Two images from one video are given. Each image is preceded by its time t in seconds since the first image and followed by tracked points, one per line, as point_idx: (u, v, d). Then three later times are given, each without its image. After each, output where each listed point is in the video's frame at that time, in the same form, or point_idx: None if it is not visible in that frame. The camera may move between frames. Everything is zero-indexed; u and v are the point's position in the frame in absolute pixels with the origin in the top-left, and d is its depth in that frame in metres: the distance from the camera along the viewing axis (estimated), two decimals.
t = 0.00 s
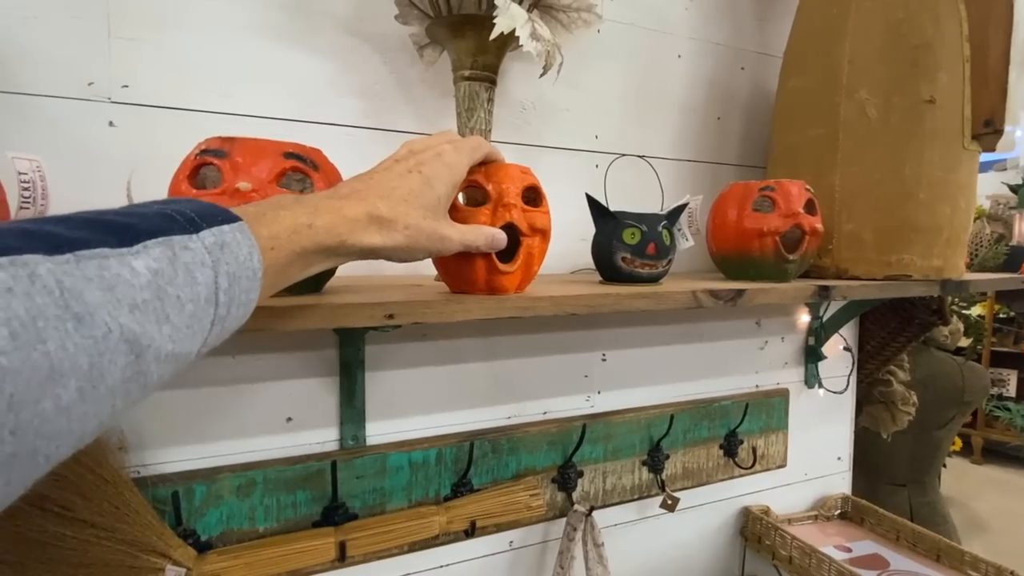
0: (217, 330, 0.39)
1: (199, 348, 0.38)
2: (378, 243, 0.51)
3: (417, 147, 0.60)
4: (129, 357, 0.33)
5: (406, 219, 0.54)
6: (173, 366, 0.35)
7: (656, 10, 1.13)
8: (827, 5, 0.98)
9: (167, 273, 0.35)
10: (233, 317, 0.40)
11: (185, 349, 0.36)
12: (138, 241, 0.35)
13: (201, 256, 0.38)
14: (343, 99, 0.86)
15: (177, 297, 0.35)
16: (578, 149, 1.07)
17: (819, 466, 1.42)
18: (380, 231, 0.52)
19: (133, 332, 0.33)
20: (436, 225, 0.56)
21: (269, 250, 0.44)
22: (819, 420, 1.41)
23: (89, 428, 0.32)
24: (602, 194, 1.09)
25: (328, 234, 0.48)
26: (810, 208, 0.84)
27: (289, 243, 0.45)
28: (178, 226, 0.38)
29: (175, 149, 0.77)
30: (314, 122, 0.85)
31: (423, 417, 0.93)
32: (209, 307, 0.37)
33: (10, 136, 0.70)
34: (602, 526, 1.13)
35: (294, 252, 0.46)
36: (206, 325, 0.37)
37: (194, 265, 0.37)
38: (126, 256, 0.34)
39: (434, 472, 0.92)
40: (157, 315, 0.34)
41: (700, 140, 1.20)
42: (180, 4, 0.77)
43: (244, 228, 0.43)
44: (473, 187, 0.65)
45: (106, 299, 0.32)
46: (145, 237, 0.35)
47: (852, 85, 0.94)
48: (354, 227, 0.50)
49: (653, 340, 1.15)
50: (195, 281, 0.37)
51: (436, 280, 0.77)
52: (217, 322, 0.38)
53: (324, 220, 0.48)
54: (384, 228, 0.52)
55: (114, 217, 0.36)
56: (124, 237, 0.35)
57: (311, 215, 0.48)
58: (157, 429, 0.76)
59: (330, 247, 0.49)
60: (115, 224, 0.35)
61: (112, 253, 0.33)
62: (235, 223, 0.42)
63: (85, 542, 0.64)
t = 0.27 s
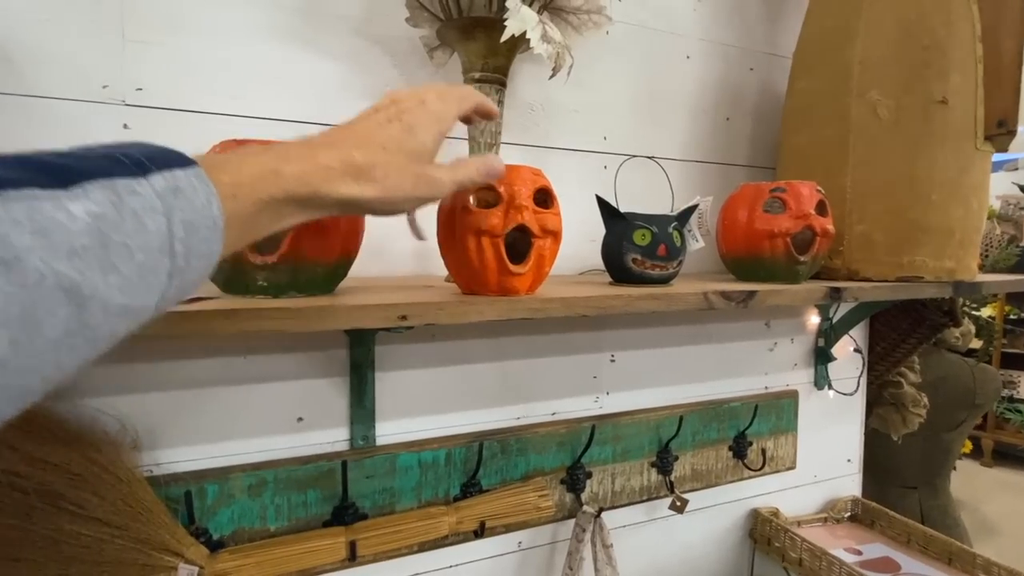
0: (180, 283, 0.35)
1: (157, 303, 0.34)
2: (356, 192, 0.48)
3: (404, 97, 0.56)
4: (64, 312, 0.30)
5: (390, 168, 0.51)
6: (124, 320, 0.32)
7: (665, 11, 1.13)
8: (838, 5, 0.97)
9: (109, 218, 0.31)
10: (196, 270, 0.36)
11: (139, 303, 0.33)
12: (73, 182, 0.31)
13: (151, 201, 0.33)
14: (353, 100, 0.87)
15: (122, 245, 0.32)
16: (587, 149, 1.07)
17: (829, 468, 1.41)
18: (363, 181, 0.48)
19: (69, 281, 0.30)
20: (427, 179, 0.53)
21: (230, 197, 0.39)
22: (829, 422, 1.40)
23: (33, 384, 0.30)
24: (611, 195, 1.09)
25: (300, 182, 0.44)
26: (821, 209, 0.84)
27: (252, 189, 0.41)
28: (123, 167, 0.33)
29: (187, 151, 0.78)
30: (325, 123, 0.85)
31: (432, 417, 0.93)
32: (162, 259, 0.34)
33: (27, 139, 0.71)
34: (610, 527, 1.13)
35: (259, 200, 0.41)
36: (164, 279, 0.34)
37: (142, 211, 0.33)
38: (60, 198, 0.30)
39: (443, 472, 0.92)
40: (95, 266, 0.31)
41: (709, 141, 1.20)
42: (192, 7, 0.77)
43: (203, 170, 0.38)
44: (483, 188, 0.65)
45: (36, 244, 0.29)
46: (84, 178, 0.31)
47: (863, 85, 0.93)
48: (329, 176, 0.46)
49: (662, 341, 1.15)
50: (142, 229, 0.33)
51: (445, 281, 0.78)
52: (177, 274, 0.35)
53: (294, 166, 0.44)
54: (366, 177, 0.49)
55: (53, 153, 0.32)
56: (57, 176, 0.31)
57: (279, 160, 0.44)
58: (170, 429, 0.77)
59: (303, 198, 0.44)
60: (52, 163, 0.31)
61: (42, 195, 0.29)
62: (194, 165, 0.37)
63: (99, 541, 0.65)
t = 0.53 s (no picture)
0: (79, 237, 0.37)
1: (58, 257, 0.36)
2: (287, 141, 0.50)
3: (343, 57, 0.57)
4: None
5: (327, 119, 0.52)
6: (28, 273, 0.35)
7: (673, 11, 1.13)
8: (849, 5, 0.97)
9: None
10: (97, 223, 0.38)
11: (37, 257, 0.35)
12: None
13: (41, 148, 0.35)
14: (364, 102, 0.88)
15: (14, 199, 0.33)
16: (595, 150, 1.07)
17: (838, 469, 1.41)
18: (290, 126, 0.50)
19: None
20: (364, 132, 0.54)
21: (140, 144, 0.41)
22: (838, 423, 1.40)
23: None
24: (620, 195, 1.09)
25: (224, 129, 0.46)
26: (832, 209, 0.84)
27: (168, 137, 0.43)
28: (14, 114, 0.35)
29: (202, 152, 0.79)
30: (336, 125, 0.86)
31: (442, 416, 0.94)
32: (60, 211, 0.36)
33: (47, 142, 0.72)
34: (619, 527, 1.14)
35: (177, 148, 0.43)
36: (60, 232, 0.36)
37: (33, 161, 0.35)
38: None
39: (453, 470, 0.92)
40: None
41: (717, 142, 1.20)
42: (207, 10, 0.78)
43: (102, 118, 0.40)
44: (496, 189, 0.65)
45: None
46: None
47: (875, 85, 0.93)
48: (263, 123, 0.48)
49: (670, 341, 1.15)
50: (37, 179, 0.35)
51: (456, 281, 0.78)
52: (73, 229, 0.37)
53: (213, 113, 0.46)
54: (298, 125, 0.50)
55: None
56: None
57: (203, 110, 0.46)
58: (186, 426, 0.78)
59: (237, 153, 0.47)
60: None
61: None
62: (90, 113, 0.39)
63: (120, 534, 0.66)
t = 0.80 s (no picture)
0: (176, 293, 0.33)
1: (152, 313, 0.32)
2: (353, 183, 0.51)
3: (380, 108, 0.61)
4: (59, 322, 0.28)
5: (383, 163, 0.55)
6: (118, 331, 0.30)
7: (676, 10, 1.13)
8: (852, 3, 0.97)
9: (98, 225, 0.30)
10: (192, 280, 0.34)
11: (134, 313, 0.31)
12: (69, 190, 0.30)
13: (144, 206, 0.32)
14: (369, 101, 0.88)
15: (115, 254, 0.30)
16: (599, 149, 1.07)
17: (840, 468, 1.41)
18: (358, 172, 0.52)
19: (60, 293, 0.28)
20: (410, 173, 0.58)
21: (229, 199, 0.39)
22: (840, 422, 1.40)
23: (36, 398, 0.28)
24: (623, 193, 1.09)
25: (301, 181, 0.46)
26: (835, 207, 0.84)
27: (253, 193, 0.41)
28: (119, 176, 0.32)
29: (207, 151, 0.79)
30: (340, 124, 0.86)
31: (446, 414, 0.94)
32: (156, 270, 0.32)
33: (53, 141, 0.72)
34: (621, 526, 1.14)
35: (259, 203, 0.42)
36: (157, 288, 0.32)
37: (137, 219, 0.31)
38: (54, 207, 0.29)
39: (457, 468, 0.93)
40: (88, 275, 0.29)
41: (720, 141, 1.20)
42: (212, 10, 0.79)
43: (201, 178, 0.36)
44: (502, 187, 0.65)
45: (30, 254, 0.27)
46: (78, 187, 0.30)
47: (878, 83, 0.93)
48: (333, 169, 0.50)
49: (673, 340, 1.15)
50: (137, 239, 0.31)
51: (460, 279, 0.79)
52: (171, 283, 0.33)
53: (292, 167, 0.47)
54: (361, 169, 0.53)
55: (54, 163, 0.31)
56: (52, 185, 0.30)
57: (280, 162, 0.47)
58: (191, 424, 0.78)
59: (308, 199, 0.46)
60: (47, 170, 0.30)
61: (34, 204, 0.28)
62: (191, 173, 0.35)
63: (126, 532, 0.66)
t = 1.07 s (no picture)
0: (245, 299, 0.37)
1: (226, 316, 0.36)
2: (391, 198, 0.52)
3: (401, 117, 0.60)
4: (163, 320, 0.31)
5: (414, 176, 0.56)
6: (203, 331, 0.34)
7: (675, 8, 1.13)
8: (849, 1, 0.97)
9: (194, 238, 0.34)
10: (258, 288, 0.38)
11: (215, 316, 0.35)
12: (166, 206, 0.33)
13: (227, 223, 0.36)
14: (367, 98, 0.88)
15: (206, 263, 0.34)
16: (597, 147, 1.07)
17: (837, 466, 1.41)
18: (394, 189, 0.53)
19: (166, 295, 0.31)
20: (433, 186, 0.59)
21: (291, 214, 0.42)
22: (837, 420, 1.40)
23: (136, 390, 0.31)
24: (621, 191, 1.09)
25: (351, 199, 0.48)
26: (832, 205, 0.84)
27: (310, 207, 0.44)
28: (202, 193, 0.36)
29: (204, 148, 0.79)
30: (338, 121, 0.86)
31: (443, 413, 0.93)
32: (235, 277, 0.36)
33: (49, 137, 0.72)
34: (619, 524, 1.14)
35: (316, 217, 0.45)
36: (234, 294, 0.36)
37: (223, 233, 0.35)
38: (158, 220, 0.32)
39: (454, 467, 0.92)
40: (188, 279, 0.33)
41: (718, 139, 1.20)
42: (209, 6, 0.78)
43: (267, 198, 0.40)
44: (500, 185, 0.65)
45: (142, 261, 0.31)
46: (173, 203, 0.34)
47: (875, 81, 0.93)
48: (374, 186, 0.51)
49: (671, 338, 1.15)
50: (223, 249, 0.35)
51: (458, 277, 0.78)
52: (243, 290, 0.37)
53: (340, 188, 0.48)
54: (398, 184, 0.54)
55: (142, 182, 0.35)
56: (152, 202, 0.33)
57: (328, 181, 0.48)
58: (188, 422, 0.78)
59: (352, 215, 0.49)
60: (143, 189, 0.34)
61: (143, 217, 0.32)
62: (259, 191, 0.40)
63: (120, 531, 0.66)
